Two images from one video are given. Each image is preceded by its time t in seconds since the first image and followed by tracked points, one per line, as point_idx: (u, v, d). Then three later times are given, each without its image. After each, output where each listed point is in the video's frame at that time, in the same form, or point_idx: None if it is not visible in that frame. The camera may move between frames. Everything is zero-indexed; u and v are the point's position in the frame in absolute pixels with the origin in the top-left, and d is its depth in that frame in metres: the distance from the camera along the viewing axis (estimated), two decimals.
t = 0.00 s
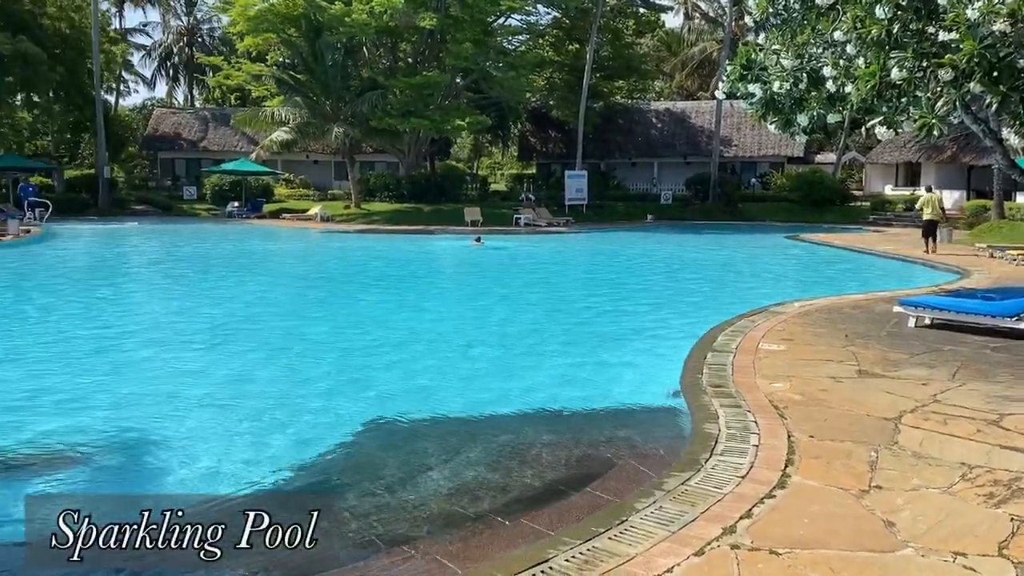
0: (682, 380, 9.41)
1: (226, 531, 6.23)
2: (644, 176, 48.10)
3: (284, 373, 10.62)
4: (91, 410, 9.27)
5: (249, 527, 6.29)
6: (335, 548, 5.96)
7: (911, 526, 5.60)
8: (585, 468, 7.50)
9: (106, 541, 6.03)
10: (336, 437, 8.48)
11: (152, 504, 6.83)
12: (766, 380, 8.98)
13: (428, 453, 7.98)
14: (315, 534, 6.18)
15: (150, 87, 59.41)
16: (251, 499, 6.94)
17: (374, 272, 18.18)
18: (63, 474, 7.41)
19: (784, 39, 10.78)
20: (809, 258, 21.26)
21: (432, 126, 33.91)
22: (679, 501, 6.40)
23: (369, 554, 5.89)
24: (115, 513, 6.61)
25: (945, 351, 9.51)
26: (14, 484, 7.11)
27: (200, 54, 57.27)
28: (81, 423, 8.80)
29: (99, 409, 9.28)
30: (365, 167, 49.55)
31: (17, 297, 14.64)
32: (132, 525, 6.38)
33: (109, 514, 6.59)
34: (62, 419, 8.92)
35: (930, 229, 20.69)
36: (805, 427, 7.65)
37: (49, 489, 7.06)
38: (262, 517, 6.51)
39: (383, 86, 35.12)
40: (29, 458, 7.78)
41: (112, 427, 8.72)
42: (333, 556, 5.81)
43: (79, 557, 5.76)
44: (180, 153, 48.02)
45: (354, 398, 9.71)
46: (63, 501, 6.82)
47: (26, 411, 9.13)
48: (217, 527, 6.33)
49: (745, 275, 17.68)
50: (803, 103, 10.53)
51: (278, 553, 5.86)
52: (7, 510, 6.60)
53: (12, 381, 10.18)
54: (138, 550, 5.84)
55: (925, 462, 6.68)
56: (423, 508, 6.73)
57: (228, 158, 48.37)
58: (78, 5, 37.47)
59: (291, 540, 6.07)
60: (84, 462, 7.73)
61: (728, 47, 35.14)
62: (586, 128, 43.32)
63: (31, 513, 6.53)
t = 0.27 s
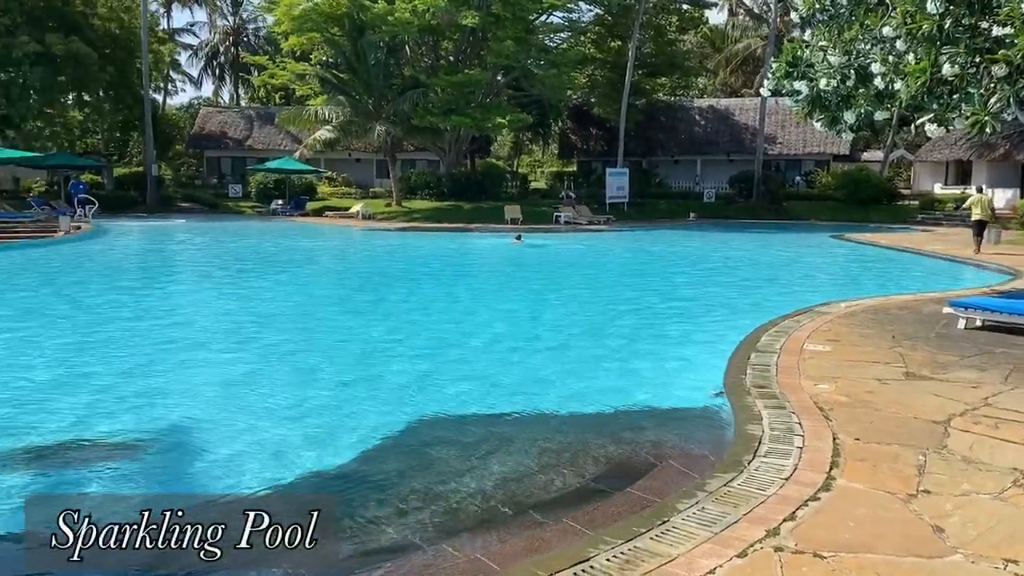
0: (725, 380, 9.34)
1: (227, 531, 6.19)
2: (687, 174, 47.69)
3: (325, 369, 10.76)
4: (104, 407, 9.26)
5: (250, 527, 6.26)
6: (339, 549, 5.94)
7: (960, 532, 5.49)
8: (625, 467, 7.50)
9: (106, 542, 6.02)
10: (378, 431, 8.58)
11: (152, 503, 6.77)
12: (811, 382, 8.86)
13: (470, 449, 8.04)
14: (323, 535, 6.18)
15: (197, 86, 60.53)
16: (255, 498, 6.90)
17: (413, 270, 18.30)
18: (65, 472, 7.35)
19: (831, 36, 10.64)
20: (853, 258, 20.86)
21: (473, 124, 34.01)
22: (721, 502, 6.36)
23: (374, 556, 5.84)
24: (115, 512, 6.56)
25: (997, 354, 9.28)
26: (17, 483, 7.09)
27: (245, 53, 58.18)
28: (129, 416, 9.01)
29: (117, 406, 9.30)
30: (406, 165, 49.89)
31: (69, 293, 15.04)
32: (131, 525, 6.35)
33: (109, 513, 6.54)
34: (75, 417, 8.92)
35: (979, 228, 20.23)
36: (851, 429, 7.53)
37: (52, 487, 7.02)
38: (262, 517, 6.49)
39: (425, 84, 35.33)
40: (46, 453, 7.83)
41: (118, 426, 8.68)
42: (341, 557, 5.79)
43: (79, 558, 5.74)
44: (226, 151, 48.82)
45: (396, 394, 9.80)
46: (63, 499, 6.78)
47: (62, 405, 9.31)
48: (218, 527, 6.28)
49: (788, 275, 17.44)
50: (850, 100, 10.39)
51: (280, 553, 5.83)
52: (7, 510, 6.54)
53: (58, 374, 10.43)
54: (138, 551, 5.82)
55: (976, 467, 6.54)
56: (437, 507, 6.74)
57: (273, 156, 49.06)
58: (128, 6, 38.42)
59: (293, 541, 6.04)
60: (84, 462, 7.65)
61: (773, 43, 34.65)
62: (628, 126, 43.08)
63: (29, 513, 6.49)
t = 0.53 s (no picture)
0: (768, 381, 9.26)
1: (228, 532, 6.17)
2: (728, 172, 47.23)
3: (366, 365, 10.87)
4: (117, 405, 9.30)
5: (250, 527, 6.25)
6: (340, 548, 5.96)
7: (1012, 538, 5.40)
8: (667, 467, 7.48)
9: (106, 541, 5.99)
10: (419, 427, 8.66)
11: (153, 502, 6.74)
12: (855, 382, 8.75)
13: (509, 447, 8.07)
14: (322, 534, 6.19)
15: (241, 85, 61.43)
16: (256, 499, 6.89)
17: (452, 267, 18.37)
18: (68, 472, 7.34)
19: (877, 32, 10.49)
20: (897, 258, 20.40)
21: (513, 121, 34.08)
22: (765, 503, 6.32)
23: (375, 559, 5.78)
24: (117, 512, 6.53)
25: None
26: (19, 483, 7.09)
27: (288, 52, 58.93)
28: (175, 409, 9.21)
29: (132, 404, 9.35)
30: (446, 163, 50.11)
31: (115, 288, 15.41)
32: (131, 525, 6.32)
33: (110, 513, 6.52)
34: (85, 415, 8.95)
35: None
36: (897, 431, 7.42)
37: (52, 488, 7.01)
38: (262, 517, 6.50)
39: (465, 82, 35.48)
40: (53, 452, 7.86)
41: (124, 424, 8.67)
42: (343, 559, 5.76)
43: (79, 557, 5.72)
44: (269, 149, 49.47)
45: (437, 391, 9.87)
46: (65, 499, 6.76)
47: (88, 401, 9.45)
48: (218, 527, 6.26)
49: (831, 275, 17.20)
50: (897, 97, 10.18)
51: (280, 553, 5.82)
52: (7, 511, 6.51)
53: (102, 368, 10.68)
54: (138, 551, 5.80)
55: None
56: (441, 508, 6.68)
57: (315, 154, 49.60)
58: (173, 6, 39.25)
59: (294, 541, 6.03)
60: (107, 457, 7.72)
61: (817, 39, 34.18)
62: (669, 123, 42.81)
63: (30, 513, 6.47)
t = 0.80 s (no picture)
0: (811, 380, 9.17)
1: (227, 532, 6.12)
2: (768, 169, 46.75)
3: (404, 360, 10.95)
4: (128, 402, 9.30)
5: (250, 527, 6.20)
6: (341, 548, 5.92)
7: None
8: (708, 465, 7.45)
9: (106, 541, 5.94)
10: (461, 422, 8.74)
11: (151, 503, 6.67)
12: (901, 383, 8.64)
13: (548, 443, 8.09)
14: (323, 535, 6.14)
15: (283, 82, 62.22)
16: (254, 497, 6.84)
17: (489, 264, 18.40)
18: (69, 473, 7.29)
19: (925, 27, 10.35)
20: (942, 258, 19.91)
21: (551, 118, 34.14)
22: (808, 503, 6.28)
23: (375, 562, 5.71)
24: (116, 512, 6.48)
25: None
26: (17, 483, 7.03)
27: (328, 50, 59.61)
28: (220, 401, 9.39)
29: (147, 400, 9.37)
30: (484, 160, 50.26)
31: (161, 282, 15.75)
32: (131, 524, 6.26)
33: (110, 513, 6.47)
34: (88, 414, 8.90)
35: None
36: (943, 433, 7.31)
37: (50, 488, 6.96)
38: (263, 517, 6.44)
39: (504, 79, 35.58)
40: (56, 451, 7.83)
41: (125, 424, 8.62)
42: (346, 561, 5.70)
43: (79, 558, 5.66)
44: (310, 146, 50.01)
45: (478, 386, 9.95)
46: (63, 501, 6.70)
47: (111, 395, 9.53)
48: (218, 527, 6.21)
49: (874, 273, 16.95)
50: (945, 93, 10.02)
51: (281, 554, 5.76)
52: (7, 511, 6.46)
53: (142, 360, 10.90)
54: (137, 551, 5.75)
55: None
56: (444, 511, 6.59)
57: (355, 151, 50.07)
58: (218, 5, 40.12)
59: (294, 541, 5.98)
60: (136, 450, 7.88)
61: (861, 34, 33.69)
62: (709, 120, 42.49)
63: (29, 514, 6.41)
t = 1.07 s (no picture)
0: (854, 379, 9.07)
1: (227, 531, 6.06)
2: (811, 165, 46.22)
3: (441, 355, 11.01)
4: (139, 401, 9.27)
5: (250, 527, 6.12)
6: (342, 548, 5.84)
7: None
8: (751, 462, 7.41)
9: (106, 541, 5.88)
10: (501, 416, 8.80)
11: (152, 504, 6.62)
12: (947, 383, 8.51)
13: (586, 440, 8.08)
14: (324, 535, 6.05)
15: (323, 80, 62.88)
16: (255, 497, 6.77)
17: (526, 260, 18.39)
18: (71, 472, 7.23)
19: (975, 22, 10.28)
20: (991, 256, 19.41)
21: (590, 114, 34.09)
22: (853, 502, 6.22)
23: (376, 562, 5.62)
24: (116, 512, 6.41)
25: None
26: (17, 483, 6.96)
27: (369, 47, 60.12)
28: (263, 393, 9.56)
29: (163, 397, 9.37)
30: (522, 156, 50.30)
31: (205, 276, 16.07)
32: (131, 524, 6.20)
33: (110, 513, 6.41)
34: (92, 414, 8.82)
35: None
36: (991, 434, 7.18)
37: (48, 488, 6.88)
38: (263, 517, 6.36)
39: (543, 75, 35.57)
40: (61, 450, 7.78)
41: (128, 425, 8.53)
42: (347, 561, 5.62)
43: (80, 557, 5.61)
44: (350, 142, 50.46)
45: (517, 380, 10.01)
46: (63, 501, 6.62)
47: (134, 391, 9.58)
48: (218, 526, 6.14)
49: (919, 272, 16.66)
50: (995, 89, 9.77)
51: (280, 554, 5.69)
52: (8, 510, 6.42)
53: (182, 354, 11.09)
54: (137, 551, 5.69)
55: None
56: (450, 512, 6.49)
57: (394, 147, 50.43)
58: (261, 3, 40.68)
59: (294, 541, 5.91)
60: (168, 444, 8.00)
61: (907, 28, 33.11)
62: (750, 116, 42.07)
63: (27, 514, 6.32)
